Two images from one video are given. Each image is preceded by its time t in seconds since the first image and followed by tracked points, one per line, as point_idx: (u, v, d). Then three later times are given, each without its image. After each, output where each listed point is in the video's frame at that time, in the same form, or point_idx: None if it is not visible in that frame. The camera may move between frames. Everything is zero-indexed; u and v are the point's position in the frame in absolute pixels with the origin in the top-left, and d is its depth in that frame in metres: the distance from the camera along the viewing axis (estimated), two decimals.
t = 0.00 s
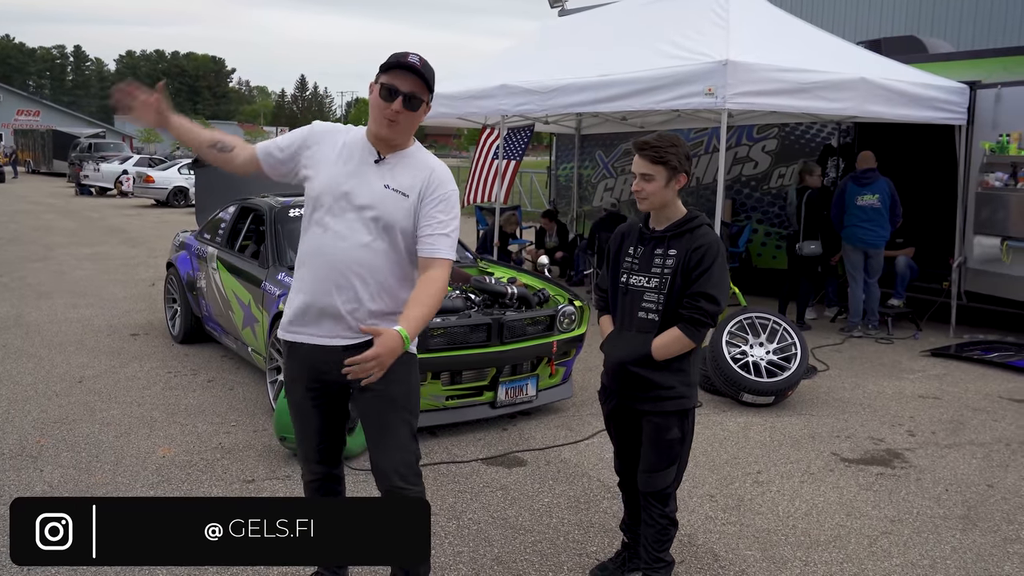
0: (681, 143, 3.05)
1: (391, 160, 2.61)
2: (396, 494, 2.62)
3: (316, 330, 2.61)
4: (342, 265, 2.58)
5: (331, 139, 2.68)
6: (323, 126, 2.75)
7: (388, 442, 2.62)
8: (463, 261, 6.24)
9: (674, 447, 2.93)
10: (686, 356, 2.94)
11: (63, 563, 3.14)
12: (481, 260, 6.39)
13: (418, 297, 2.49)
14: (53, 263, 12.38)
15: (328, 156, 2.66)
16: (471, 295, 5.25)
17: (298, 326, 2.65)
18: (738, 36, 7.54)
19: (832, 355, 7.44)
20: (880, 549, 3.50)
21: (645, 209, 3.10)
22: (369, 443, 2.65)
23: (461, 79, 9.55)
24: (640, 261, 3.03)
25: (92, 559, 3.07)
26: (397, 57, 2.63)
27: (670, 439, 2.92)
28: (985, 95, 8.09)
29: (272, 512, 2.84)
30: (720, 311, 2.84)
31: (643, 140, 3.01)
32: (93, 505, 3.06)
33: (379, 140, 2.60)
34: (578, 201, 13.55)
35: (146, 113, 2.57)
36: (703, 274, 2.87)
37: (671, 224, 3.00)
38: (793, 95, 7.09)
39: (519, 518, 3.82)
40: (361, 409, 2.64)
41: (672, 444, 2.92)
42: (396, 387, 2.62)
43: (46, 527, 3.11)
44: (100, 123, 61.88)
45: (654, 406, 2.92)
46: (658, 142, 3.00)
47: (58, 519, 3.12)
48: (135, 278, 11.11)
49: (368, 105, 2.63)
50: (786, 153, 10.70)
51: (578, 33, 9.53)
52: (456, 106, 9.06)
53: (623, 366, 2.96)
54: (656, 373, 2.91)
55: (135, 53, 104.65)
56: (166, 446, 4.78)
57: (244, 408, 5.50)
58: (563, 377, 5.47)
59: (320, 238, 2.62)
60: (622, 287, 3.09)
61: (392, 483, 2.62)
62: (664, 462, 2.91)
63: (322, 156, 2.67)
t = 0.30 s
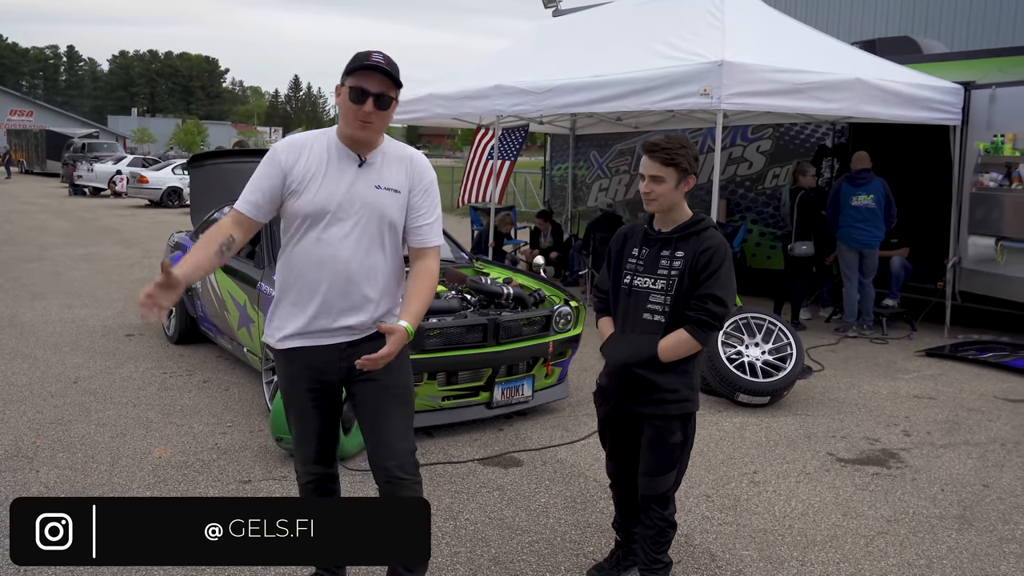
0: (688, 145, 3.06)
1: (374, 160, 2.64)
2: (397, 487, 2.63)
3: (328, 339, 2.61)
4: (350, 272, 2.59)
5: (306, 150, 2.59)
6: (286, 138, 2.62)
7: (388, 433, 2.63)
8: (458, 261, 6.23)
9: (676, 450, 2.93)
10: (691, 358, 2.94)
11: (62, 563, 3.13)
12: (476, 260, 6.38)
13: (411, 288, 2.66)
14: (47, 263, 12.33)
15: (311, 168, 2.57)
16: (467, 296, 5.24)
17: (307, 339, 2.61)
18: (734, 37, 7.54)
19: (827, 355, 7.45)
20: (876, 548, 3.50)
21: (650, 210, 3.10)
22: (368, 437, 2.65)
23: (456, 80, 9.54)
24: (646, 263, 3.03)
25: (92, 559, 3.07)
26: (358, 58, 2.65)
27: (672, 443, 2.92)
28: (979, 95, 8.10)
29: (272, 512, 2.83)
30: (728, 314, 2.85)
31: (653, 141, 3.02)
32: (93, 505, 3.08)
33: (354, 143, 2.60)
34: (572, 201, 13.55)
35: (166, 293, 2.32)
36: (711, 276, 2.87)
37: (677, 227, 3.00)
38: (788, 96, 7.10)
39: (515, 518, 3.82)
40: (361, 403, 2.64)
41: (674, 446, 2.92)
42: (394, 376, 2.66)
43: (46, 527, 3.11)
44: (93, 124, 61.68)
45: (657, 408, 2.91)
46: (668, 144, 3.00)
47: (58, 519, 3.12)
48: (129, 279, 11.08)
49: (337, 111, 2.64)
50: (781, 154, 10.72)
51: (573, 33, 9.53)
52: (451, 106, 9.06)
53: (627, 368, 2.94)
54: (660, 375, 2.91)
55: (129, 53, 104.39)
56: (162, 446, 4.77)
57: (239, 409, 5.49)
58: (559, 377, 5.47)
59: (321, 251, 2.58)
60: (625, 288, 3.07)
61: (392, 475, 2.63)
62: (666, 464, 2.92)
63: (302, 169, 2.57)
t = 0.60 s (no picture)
0: (702, 144, 3.09)
1: (360, 154, 2.64)
2: (396, 490, 2.65)
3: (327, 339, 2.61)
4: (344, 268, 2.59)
5: (291, 152, 2.60)
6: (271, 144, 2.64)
7: (389, 436, 2.65)
8: (457, 260, 6.23)
9: (687, 450, 2.97)
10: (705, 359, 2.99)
11: (63, 563, 3.13)
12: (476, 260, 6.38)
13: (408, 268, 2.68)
14: (44, 263, 12.30)
15: (296, 170, 2.58)
16: (467, 295, 5.23)
17: (307, 341, 2.61)
18: (732, 36, 7.54)
19: (826, 354, 7.45)
20: (876, 548, 3.51)
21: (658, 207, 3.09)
22: (367, 439, 2.66)
23: (455, 79, 9.52)
24: (657, 264, 3.03)
25: (92, 559, 3.07)
26: (333, 55, 2.63)
27: (683, 442, 2.96)
28: (977, 95, 8.12)
29: (272, 512, 2.82)
30: (743, 318, 2.94)
31: (667, 138, 3.03)
32: (92, 505, 3.08)
33: (344, 139, 2.61)
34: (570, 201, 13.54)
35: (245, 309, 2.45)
36: (727, 279, 2.94)
37: (688, 226, 3.01)
38: (787, 95, 7.10)
39: (516, 518, 3.81)
40: (362, 405, 2.65)
41: (684, 446, 2.96)
42: (393, 378, 2.67)
43: (46, 527, 3.11)
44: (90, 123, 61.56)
45: (672, 410, 2.94)
46: (685, 142, 3.01)
47: (58, 519, 3.11)
48: (127, 279, 11.05)
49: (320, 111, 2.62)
50: (779, 153, 10.72)
51: (572, 32, 9.53)
52: (450, 106, 9.05)
53: (643, 372, 2.95)
54: (676, 379, 2.94)
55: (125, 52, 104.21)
56: (162, 446, 4.76)
57: (239, 408, 5.48)
58: (558, 376, 5.47)
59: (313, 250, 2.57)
60: (636, 289, 3.06)
61: (391, 477, 2.65)
62: (675, 463, 2.94)
63: (287, 171, 2.59)
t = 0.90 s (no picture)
0: (708, 154, 3.09)
1: (353, 153, 2.67)
2: (399, 486, 2.66)
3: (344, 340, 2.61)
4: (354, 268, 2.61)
5: (286, 155, 2.58)
6: (263, 149, 2.58)
7: (394, 432, 2.67)
8: (458, 262, 6.23)
9: (685, 444, 2.99)
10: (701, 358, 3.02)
11: (64, 564, 3.14)
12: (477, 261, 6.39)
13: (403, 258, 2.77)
14: (44, 265, 12.30)
15: (295, 173, 2.56)
16: (468, 297, 5.23)
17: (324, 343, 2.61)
18: (732, 37, 7.55)
19: (827, 356, 7.46)
20: (879, 549, 3.51)
21: (660, 212, 3.10)
22: (372, 436, 2.67)
23: (455, 81, 9.52)
24: (657, 268, 3.04)
25: (92, 559, 3.08)
26: (327, 60, 2.59)
27: (682, 435, 2.98)
28: (978, 96, 8.12)
29: (272, 512, 2.82)
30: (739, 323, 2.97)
31: (674, 146, 3.03)
32: (93, 505, 3.08)
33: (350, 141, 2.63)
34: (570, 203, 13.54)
35: (300, 304, 2.33)
36: (726, 285, 2.96)
37: (689, 233, 3.03)
38: (787, 96, 7.11)
39: (518, 519, 3.82)
40: (368, 402, 2.67)
41: (683, 441, 2.98)
42: (397, 375, 2.70)
43: (46, 527, 3.11)
44: (90, 125, 61.56)
45: (670, 406, 2.98)
46: (692, 152, 3.02)
47: (57, 519, 3.12)
48: (127, 280, 11.05)
49: (325, 118, 2.58)
50: (779, 155, 10.73)
51: (572, 33, 9.54)
52: (451, 107, 9.05)
53: (640, 371, 2.98)
54: (673, 377, 2.97)
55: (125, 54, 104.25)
56: (163, 448, 4.76)
57: (240, 410, 5.48)
58: (559, 377, 5.47)
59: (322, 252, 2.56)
60: (636, 291, 3.08)
61: (397, 472, 2.67)
62: (672, 458, 2.96)
63: (287, 176, 2.56)
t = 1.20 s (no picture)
0: (697, 150, 3.09)
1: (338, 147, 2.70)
2: (403, 477, 2.67)
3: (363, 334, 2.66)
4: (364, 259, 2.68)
5: (293, 151, 2.55)
6: (267, 147, 2.52)
7: (397, 422, 2.70)
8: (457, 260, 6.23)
9: (684, 435, 3.00)
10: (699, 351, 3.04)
11: (64, 563, 3.14)
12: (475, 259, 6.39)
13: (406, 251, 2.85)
14: (42, 264, 12.27)
15: (306, 167, 2.55)
16: (466, 295, 5.23)
17: (346, 340, 2.63)
18: (729, 36, 7.55)
19: (825, 353, 7.47)
20: (878, 546, 3.52)
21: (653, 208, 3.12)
22: (375, 429, 2.68)
23: (453, 79, 9.52)
24: (653, 263, 3.06)
25: (92, 559, 3.08)
26: (307, 58, 2.55)
27: (682, 426, 3.00)
28: (975, 94, 8.13)
29: (272, 512, 2.82)
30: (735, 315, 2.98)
31: (660, 143, 3.05)
32: (92, 506, 3.09)
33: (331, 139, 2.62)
34: (568, 201, 13.55)
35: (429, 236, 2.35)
36: (721, 278, 2.97)
37: (682, 228, 3.04)
38: (785, 95, 7.11)
39: (518, 517, 3.82)
40: (370, 396, 2.69)
41: (683, 432, 3.00)
42: (396, 366, 2.75)
43: (46, 527, 3.11)
44: (86, 124, 61.41)
45: (668, 397, 3.01)
46: (676, 148, 3.02)
47: (58, 520, 3.12)
48: (124, 279, 11.04)
49: (305, 118, 2.58)
50: (777, 153, 10.74)
51: (570, 31, 9.54)
52: (448, 106, 9.05)
53: (639, 364, 3.00)
54: (671, 369, 2.99)
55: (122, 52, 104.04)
56: (162, 447, 4.76)
57: (239, 409, 5.48)
58: (558, 376, 5.47)
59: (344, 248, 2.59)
60: (633, 287, 3.11)
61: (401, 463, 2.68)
62: (672, 449, 2.96)
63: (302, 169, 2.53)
